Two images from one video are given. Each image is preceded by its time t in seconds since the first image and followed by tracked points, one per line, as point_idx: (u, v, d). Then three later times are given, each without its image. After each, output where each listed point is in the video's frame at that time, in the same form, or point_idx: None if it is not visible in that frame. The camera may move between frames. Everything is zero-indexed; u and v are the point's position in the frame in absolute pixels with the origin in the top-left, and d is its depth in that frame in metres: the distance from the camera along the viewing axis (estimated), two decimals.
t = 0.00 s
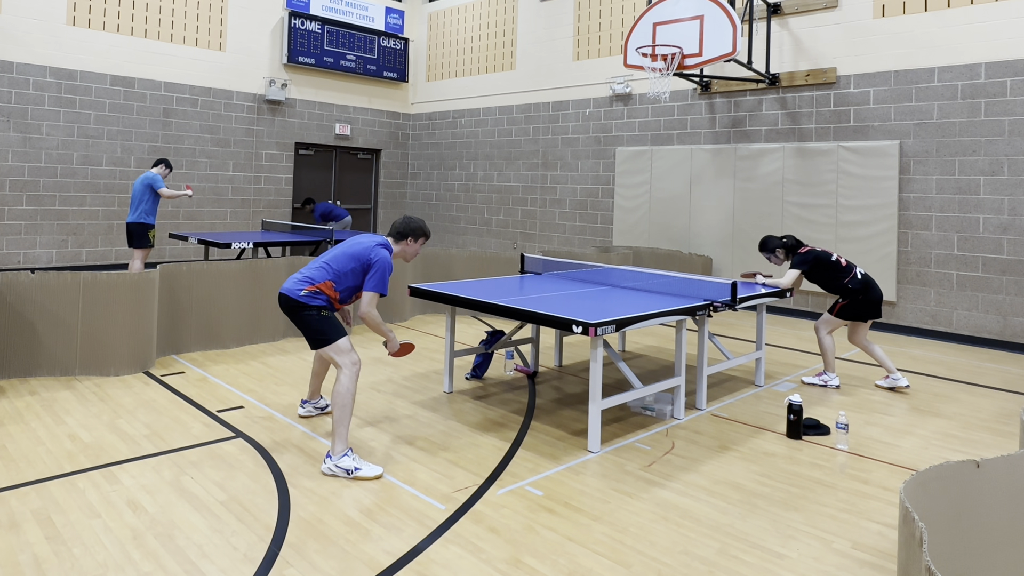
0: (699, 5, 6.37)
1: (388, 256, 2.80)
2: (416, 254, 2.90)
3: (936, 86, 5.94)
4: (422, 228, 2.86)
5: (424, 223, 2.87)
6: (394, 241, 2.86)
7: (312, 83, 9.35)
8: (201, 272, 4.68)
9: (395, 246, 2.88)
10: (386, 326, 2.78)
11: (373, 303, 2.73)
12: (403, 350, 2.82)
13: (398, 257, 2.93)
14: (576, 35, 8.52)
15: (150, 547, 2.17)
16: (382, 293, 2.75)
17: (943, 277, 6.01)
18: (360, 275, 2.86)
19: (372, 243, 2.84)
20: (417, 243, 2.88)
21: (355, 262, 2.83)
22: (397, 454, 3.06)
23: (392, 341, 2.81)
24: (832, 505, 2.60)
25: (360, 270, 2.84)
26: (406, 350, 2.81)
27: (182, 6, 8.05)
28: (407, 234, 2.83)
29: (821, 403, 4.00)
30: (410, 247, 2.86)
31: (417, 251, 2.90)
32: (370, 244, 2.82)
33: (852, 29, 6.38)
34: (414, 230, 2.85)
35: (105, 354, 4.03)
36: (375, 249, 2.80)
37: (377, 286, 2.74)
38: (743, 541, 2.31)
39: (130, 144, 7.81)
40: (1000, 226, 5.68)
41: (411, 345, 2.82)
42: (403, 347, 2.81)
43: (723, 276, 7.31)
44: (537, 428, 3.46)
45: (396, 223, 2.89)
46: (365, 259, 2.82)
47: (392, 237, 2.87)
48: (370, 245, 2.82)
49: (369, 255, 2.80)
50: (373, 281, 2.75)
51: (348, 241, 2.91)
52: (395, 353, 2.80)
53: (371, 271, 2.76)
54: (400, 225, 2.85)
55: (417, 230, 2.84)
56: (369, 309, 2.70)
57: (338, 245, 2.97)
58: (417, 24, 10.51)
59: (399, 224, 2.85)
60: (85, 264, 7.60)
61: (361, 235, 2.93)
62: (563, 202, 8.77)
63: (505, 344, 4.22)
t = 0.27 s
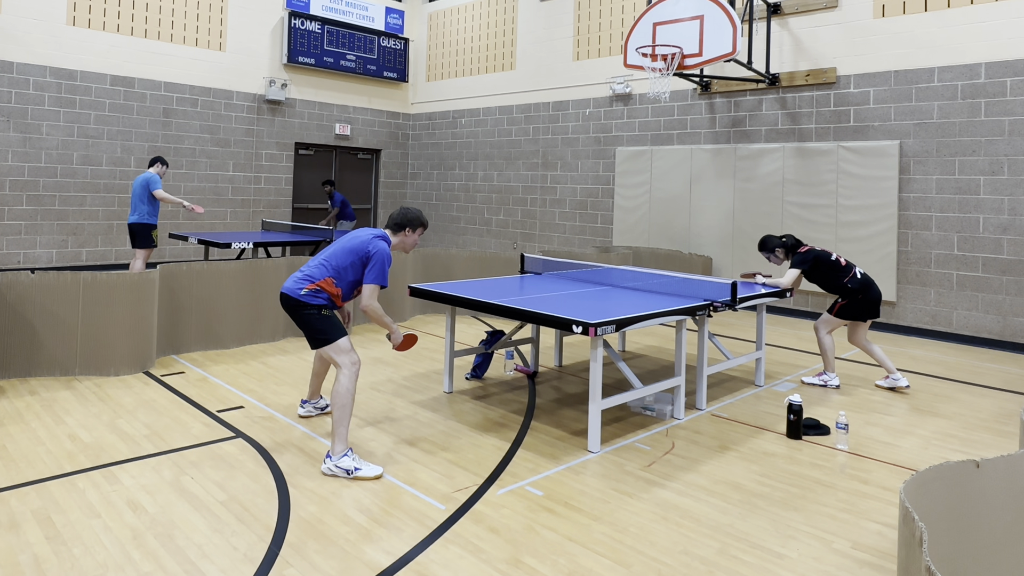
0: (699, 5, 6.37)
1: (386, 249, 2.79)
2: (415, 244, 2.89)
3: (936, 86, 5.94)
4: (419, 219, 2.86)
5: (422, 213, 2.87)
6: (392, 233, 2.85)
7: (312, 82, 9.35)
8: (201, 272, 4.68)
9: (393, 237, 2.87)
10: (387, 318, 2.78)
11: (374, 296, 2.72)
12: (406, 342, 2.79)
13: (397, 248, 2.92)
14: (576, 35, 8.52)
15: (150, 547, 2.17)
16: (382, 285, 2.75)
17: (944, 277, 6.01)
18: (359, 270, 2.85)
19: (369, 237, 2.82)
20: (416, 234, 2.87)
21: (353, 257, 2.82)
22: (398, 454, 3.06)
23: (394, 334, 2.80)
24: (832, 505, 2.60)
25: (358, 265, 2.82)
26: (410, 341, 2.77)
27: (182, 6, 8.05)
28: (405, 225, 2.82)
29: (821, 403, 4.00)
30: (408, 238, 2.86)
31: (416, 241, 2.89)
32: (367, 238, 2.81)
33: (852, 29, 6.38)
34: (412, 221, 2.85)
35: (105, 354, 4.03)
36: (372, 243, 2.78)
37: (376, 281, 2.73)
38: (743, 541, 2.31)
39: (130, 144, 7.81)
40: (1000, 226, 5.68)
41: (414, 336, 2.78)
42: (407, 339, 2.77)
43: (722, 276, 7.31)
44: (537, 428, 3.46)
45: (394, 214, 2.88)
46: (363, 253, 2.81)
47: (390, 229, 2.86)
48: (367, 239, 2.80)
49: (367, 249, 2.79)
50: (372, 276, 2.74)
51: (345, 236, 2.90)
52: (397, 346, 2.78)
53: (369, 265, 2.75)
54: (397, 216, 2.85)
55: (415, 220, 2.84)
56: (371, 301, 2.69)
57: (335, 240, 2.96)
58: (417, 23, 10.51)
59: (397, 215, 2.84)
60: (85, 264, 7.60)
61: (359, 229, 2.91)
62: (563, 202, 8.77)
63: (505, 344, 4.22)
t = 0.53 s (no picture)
0: (699, 5, 6.37)
1: (386, 246, 2.79)
2: (414, 242, 2.89)
3: (936, 86, 5.94)
4: (419, 216, 2.86)
5: (421, 211, 2.87)
6: (392, 230, 2.86)
7: (312, 83, 9.35)
8: (201, 272, 4.69)
9: (393, 235, 2.87)
10: (387, 316, 2.77)
11: (374, 294, 2.72)
12: (406, 341, 2.78)
13: (397, 245, 2.92)
14: (576, 35, 8.52)
15: (150, 547, 2.17)
16: (382, 283, 2.75)
17: (944, 277, 6.01)
18: (359, 268, 2.84)
19: (368, 235, 2.82)
20: (415, 231, 2.87)
21: (353, 255, 2.82)
22: (398, 454, 3.06)
23: (394, 333, 2.80)
24: (832, 505, 2.61)
25: (358, 263, 2.82)
26: (410, 343, 2.76)
27: (182, 6, 8.05)
28: (404, 223, 2.83)
29: (821, 403, 4.00)
30: (408, 235, 2.86)
31: (416, 239, 2.89)
32: (366, 236, 2.80)
33: (852, 29, 6.38)
34: (411, 218, 2.85)
35: (105, 354, 4.03)
36: (371, 241, 2.78)
37: (376, 279, 2.73)
38: (743, 541, 2.31)
39: (130, 144, 7.81)
40: (1000, 226, 5.68)
41: (416, 336, 2.76)
42: (407, 339, 2.77)
43: (722, 276, 7.31)
44: (537, 428, 3.46)
45: (393, 212, 2.88)
46: (363, 252, 2.81)
47: (389, 226, 2.86)
48: (366, 237, 2.80)
49: (366, 247, 2.79)
50: (372, 274, 2.74)
51: (344, 233, 2.89)
52: (397, 346, 2.77)
53: (369, 263, 2.75)
54: (397, 214, 2.85)
55: (414, 218, 2.84)
56: (371, 299, 2.69)
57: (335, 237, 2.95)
58: (417, 24, 10.51)
59: (396, 213, 2.85)
60: (85, 264, 7.60)
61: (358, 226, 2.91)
62: (563, 202, 8.77)
63: (505, 344, 4.23)
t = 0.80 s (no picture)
0: (699, 5, 6.37)
1: (386, 246, 2.79)
2: (415, 242, 2.89)
3: (936, 86, 5.94)
4: (419, 216, 2.86)
5: (422, 211, 2.87)
6: (393, 230, 2.86)
7: (312, 83, 9.35)
8: (201, 272, 4.69)
9: (393, 234, 2.87)
10: (387, 316, 2.77)
11: (374, 294, 2.72)
12: (403, 343, 2.76)
13: (397, 245, 2.92)
14: (576, 35, 8.52)
15: (150, 547, 2.17)
16: (382, 283, 2.75)
17: (943, 277, 6.01)
18: (359, 267, 2.85)
19: (368, 234, 2.82)
20: (416, 231, 2.87)
21: (353, 254, 2.82)
22: (397, 454, 3.06)
23: (394, 333, 2.80)
24: (832, 505, 2.61)
25: (358, 262, 2.82)
26: (407, 344, 2.74)
27: (182, 6, 8.05)
28: (404, 223, 2.83)
29: (821, 403, 4.00)
30: (408, 235, 2.86)
31: (416, 239, 2.89)
32: (366, 236, 2.80)
33: (852, 29, 6.38)
34: (412, 218, 2.85)
35: (104, 354, 4.03)
36: (372, 240, 2.78)
37: (376, 279, 2.73)
38: (743, 541, 2.31)
39: (130, 144, 7.81)
40: (1000, 226, 5.68)
41: (412, 336, 2.74)
42: (404, 339, 2.76)
43: (722, 276, 7.31)
44: (537, 428, 3.46)
45: (394, 211, 2.88)
46: (363, 251, 2.81)
47: (390, 226, 2.86)
48: (366, 237, 2.80)
49: (366, 247, 2.79)
50: (371, 274, 2.74)
51: (345, 233, 2.89)
52: (393, 348, 2.77)
53: (369, 263, 2.75)
54: (397, 213, 2.85)
55: (415, 217, 2.84)
56: (371, 298, 2.69)
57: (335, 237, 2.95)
58: (417, 24, 10.51)
59: (397, 212, 2.85)
60: (85, 264, 7.60)
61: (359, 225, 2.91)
62: (563, 202, 8.77)
63: (505, 344, 4.22)
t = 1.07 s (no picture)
0: (699, 5, 6.37)
1: (386, 245, 2.79)
2: (415, 240, 2.89)
3: (936, 86, 5.94)
4: (419, 215, 2.86)
5: (422, 210, 2.87)
6: (393, 229, 2.86)
7: (312, 83, 9.35)
8: (201, 272, 4.69)
9: (393, 233, 2.87)
10: (387, 316, 2.77)
11: (374, 292, 2.72)
12: (402, 342, 2.75)
13: (397, 245, 2.92)
14: (576, 35, 8.52)
15: (150, 547, 2.17)
16: (382, 281, 2.75)
17: (943, 277, 6.01)
18: (360, 266, 2.85)
19: (369, 233, 2.82)
20: (416, 230, 2.87)
21: (354, 254, 2.82)
22: (398, 454, 3.05)
23: (393, 331, 2.80)
24: (832, 505, 2.61)
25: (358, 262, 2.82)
26: (406, 341, 2.71)
27: (182, 6, 8.05)
28: (405, 221, 2.83)
29: (821, 403, 4.00)
30: (408, 234, 2.86)
31: (416, 238, 2.89)
32: (367, 235, 2.80)
33: (853, 29, 6.38)
34: (412, 217, 2.85)
35: (105, 353, 4.03)
36: (372, 239, 2.78)
37: (377, 278, 2.74)
38: (743, 541, 2.31)
39: (130, 144, 7.81)
40: (1000, 226, 5.68)
41: (411, 335, 2.72)
42: (403, 339, 2.75)
43: (722, 276, 7.31)
44: (537, 428, 3.46)
45: (394, 210, 2.88)
46: (364, 250, 2.81)
47: (390, 225, 2.86)
48: (367, 236, 2.81)
49: (367, 246, 2.79)
50: (372, 273, 2.75)
51: (345, 232, 2.90)
52: (393, 347, 2.76)
53: (370, 261, 2.75)
54: (397, 212, 2.85)
55: (415, 216, 2.84)
56: (371, 297, 2.70)
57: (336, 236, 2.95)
58: (417, 24, 10.51)
59: (397, 211, 2.84)
60: (84, 264, 7.60)
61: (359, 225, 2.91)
62: (563, 202, 8.77)
63: (505, 344, 4.22)
